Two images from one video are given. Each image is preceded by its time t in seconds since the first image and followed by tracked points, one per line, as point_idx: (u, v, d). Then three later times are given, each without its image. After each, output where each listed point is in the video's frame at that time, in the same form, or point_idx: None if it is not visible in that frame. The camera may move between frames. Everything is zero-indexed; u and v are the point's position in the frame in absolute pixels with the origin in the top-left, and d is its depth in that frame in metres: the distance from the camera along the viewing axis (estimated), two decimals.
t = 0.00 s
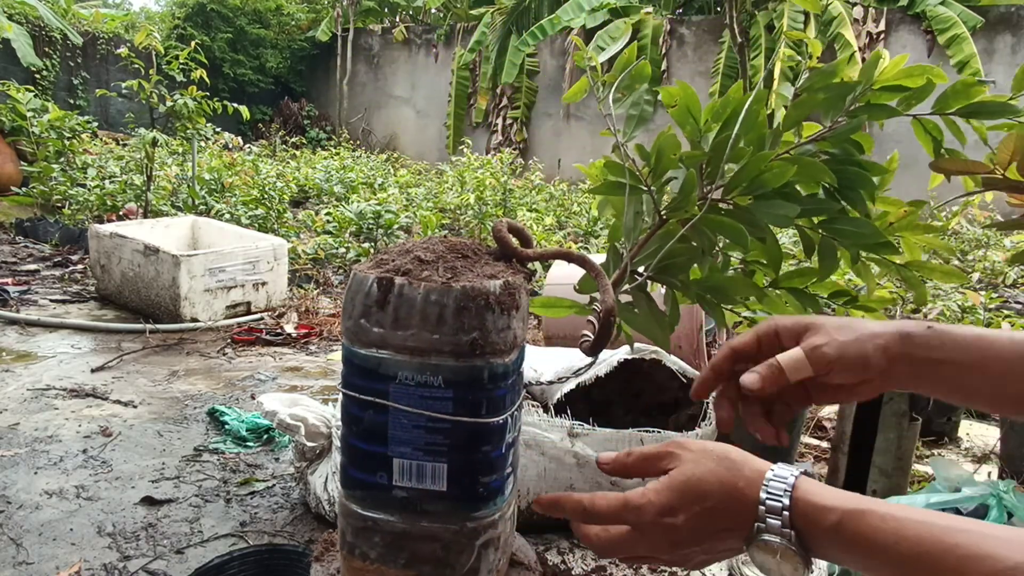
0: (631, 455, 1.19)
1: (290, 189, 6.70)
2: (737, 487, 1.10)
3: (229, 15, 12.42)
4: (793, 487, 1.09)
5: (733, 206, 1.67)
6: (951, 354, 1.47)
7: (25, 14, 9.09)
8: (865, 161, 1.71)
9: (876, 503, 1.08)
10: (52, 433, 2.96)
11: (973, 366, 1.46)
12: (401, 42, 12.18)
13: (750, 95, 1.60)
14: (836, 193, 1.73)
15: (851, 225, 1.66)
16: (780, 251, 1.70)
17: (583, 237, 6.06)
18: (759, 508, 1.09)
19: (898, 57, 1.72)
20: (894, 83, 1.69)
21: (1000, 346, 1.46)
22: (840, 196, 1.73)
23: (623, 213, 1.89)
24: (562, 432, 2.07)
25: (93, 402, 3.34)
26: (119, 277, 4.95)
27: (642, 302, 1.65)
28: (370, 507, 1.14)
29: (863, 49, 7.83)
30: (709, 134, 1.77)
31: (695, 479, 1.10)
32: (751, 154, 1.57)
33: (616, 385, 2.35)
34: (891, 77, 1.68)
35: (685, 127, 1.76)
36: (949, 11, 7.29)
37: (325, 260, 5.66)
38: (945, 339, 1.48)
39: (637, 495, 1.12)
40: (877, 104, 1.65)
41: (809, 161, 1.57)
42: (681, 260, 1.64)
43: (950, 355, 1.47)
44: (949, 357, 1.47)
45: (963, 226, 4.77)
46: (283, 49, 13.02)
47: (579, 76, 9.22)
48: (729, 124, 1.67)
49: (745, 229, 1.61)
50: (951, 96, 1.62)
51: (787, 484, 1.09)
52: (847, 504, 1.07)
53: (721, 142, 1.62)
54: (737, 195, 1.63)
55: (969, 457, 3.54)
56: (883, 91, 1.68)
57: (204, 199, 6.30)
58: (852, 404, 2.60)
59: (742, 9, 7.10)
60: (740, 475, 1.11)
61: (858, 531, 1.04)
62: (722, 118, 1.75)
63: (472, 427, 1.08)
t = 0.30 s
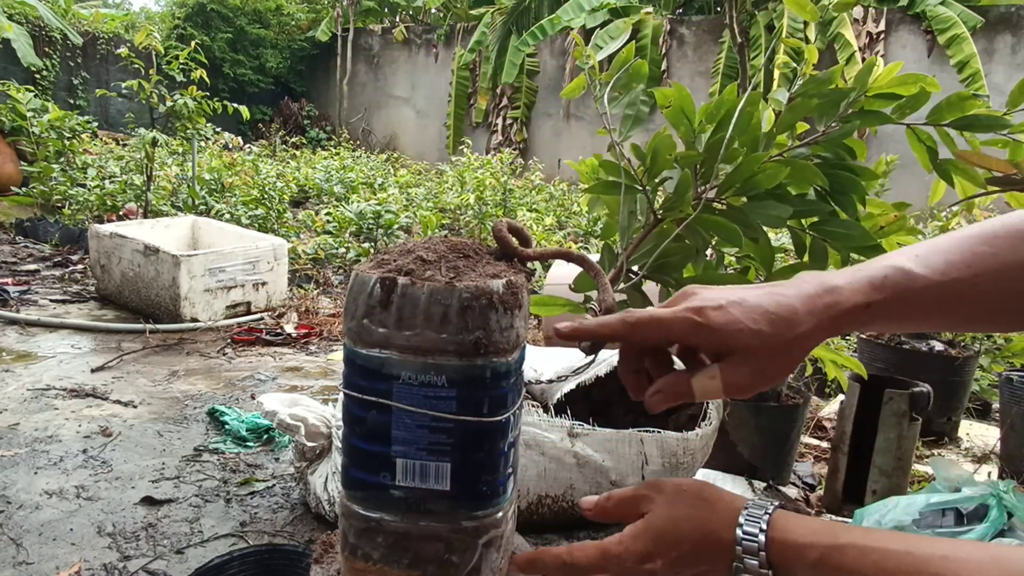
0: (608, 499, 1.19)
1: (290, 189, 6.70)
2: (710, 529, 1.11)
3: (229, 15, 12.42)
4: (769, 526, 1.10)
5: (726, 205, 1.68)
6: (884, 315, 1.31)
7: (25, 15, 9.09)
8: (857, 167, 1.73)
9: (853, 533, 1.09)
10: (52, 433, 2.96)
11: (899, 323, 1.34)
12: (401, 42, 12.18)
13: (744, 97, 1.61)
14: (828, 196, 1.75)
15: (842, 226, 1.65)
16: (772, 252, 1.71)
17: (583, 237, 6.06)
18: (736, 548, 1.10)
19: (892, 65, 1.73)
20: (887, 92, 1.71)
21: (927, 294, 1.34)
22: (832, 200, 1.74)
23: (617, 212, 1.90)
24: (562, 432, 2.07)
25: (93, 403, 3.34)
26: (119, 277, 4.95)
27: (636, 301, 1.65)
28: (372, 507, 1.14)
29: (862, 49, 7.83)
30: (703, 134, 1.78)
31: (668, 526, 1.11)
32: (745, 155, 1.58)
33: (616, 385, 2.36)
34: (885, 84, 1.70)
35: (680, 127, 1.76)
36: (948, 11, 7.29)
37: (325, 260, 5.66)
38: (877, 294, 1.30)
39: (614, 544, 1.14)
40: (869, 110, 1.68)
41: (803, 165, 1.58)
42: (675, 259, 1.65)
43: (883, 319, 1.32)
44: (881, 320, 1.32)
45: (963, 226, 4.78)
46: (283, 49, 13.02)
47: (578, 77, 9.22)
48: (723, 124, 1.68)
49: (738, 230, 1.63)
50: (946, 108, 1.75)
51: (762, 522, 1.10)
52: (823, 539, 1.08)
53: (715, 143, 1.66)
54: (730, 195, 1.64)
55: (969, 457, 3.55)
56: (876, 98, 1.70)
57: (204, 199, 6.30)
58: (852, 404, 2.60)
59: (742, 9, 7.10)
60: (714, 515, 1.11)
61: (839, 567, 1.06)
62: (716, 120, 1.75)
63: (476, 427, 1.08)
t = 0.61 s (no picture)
0: (630, 517, 1.29)
1: (290, 189, 6.70)
2: (731, 539, 1.16)
3: (229, 15, 12.41)
4: (792, 535, 1.13)
5: (733, 206, 1.69)
6: (813, 348, 1.31)
7: (25, 14, 9.09)
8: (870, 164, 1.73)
9: (878, 540, 1.10)
10: (52, 433, 2.96)
11: (830, 357, 1.34)
12: (401, 42, 12.18)
13: (751, 96, 1.60)
14: (838, 195, 1.74)
15: (852, 226, 1.66)
16: (782, 253, 1.70)
17: (583, 238, 6.06)
18: (759, 556, 1.14)
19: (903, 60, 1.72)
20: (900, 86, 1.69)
21: (862, 330, 1.32)
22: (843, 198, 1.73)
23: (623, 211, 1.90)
24: (562, 432, 2.06)
25: (93, 402, 3.34)
26: (119, 277, 4.95)
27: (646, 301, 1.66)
28: (371, 507, 1.14)
29: (863, 49, 7.83)
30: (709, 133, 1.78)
31: (687, 541, 1.18)
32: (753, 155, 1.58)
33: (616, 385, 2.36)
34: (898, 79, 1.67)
35: (687, 126, 1.76)
36: (949, 11, 7.28)
37: (325, 260, 5.66)
38: (804, 327, 1.30)
39: (638, 564, 1.22)
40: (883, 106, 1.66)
41: (812, 164, 1.57)
42: (680, 260, 1.66)
43: (812, 353, 1.31)
44: (810, 352, 1.31)
45: (964, 226, 4.78)
46: (283, 49, 13.02)
47: (578, 77, 9.22)
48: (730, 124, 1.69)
49: (745, 230, 1.63)
50: (963, 102, 1.74)
51: (782, 531, 1.13)
52: (848, 546, 1.09)
53: (722, 143, 1.65)
54: (738, 195, 1.65)
55: (969, 457, 3.55)
56: (889, 93, 1.67)
57: (204, 199, 6.30)
58: (852, 404, 2.60)
59: (742, 9, 7.10)
60: (733, 525, 1.17)
61: None
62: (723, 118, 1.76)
63: (474, 427, 1.08)
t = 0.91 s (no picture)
0: (640, 498, 1.25)
1: (290, 189, 6.70)
2: (743, 524, 1.14)
3: (229, 15, 12.42)
4: (802, 520, 1.10)
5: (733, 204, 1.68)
6: (816, 313, 1.23)
7: (25, 15, 9.09)
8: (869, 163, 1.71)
9: (890, 525, 1.08)
10: (52, 433, 2.96)
11: (838, 323, 1.25)
12: (401, 42, 12.18)
13: (751, 95, 1.61)
14: (837, 194, 1.73)
15: (851, 225, 1.67)
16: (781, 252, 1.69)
17: (582, 238, 6.06)
18: (770, 540, 1.12)
19: (904, 58, 1.70)
20: (900, 86, 1.68)
21: (871, 293, 1.23)
22: (842, 197, 1.73)
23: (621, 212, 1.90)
24: (562, 432, 2.06)
25: (93, 402, 3.34)
26: (119, 277, 4.95)
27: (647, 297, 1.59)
28: (371, 507, 1.14)
29: (863, 49, 7.83)
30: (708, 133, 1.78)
31: (698, 527, 1.15)
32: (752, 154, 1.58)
33: (617, 385, 2.36)
34: (898, 79, 1.67)
35: (687, 125, 1.76)
36: (949, 11, 7.29)
37: (326, 260, 5.65)
38: (808, 287, 1.22)
39: (648, 548, 1.20)
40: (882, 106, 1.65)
41: (812, 163, 1.57)
42: (680, 259, 1.69)
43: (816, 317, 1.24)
44: (814, 317, 1.24)
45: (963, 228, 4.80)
46: (283, 49, 13.02)
47: (578, 77, 9.23)
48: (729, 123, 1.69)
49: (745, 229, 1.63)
50: (961, 102, 1.70)
51: (792, 517, 1.11)
52: (858, 533, 1.07)
53: (721, 142, 1.65)
54: (737, 194, 1.65)
55: (969, 457, 3.55)
56: (889, 92, 1.67)
57: (204, 199, 6.30)
58: (852, 404, 2.60)
59: (742, 9, 7.10)
60: (744, 511, 1.14)
61: (872, 562, 1.06)
62: (722, 118, 1.76)
63: (473, 427, 1.08)
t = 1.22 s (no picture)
0: (644, 499, 1.23)
1: (290, 189, 6.70)
2: (750, 524, 1.13)
3: (229, 15, 12.42)
4: (808, 521, 1.11)
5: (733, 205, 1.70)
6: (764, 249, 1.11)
7: (25, 15, 9.09)
8: (865, 163, 1.67)
9: (895, 524, 1.08)
10: (52, 433, 2.96)
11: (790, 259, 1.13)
12: (401, 42, 12.18)
13: (749, 96, 1.61)
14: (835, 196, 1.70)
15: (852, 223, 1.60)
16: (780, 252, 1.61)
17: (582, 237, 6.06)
18: (777, 540, 1.12)
19: (897, 59, 1.69)
20: (894, 87, 1.66)
21: (824, 229, 1.11)
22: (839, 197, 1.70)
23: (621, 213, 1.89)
24: (562, 432, 2.06)
25: (93, 403, 3.34)
26: (119, 277, 4.95)
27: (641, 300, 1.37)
28: (371, 507, 1.14)
29: (862, 49, 7.83)
30: (706, 134, 1.76)
31: (704, 525, 1.14)
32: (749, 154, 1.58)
33: (616, 386, 2.36)
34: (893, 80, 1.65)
35: (684, 127, 1.75)
36: (949, 11, 7.29)
37: (325, 260, 5.65)
38: (757, 219, 1.10)
39: (654, 549, 1.18)
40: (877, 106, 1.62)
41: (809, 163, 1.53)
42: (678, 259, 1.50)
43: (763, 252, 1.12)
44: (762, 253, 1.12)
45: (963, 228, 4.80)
46: (283, 49, 13.03)
47: (578, 77, 9.23)
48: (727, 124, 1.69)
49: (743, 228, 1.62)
50: (955, 102, 1.63)
51: (798, 517, 1.11)
52: (865, 533, 1.08)
53: (720, 142, 1.65)
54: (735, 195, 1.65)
55: (969, 457, 3.55)
56: (883, 94, 1.65)
57: (204, 199, 6.30)
58: (852, 405, 2.60)
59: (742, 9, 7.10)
60: (749, 511, 1.14)
61: (880, 563, 1.06)
62: (719, 119, 1.76)
63: (474, 427, 1.09)
